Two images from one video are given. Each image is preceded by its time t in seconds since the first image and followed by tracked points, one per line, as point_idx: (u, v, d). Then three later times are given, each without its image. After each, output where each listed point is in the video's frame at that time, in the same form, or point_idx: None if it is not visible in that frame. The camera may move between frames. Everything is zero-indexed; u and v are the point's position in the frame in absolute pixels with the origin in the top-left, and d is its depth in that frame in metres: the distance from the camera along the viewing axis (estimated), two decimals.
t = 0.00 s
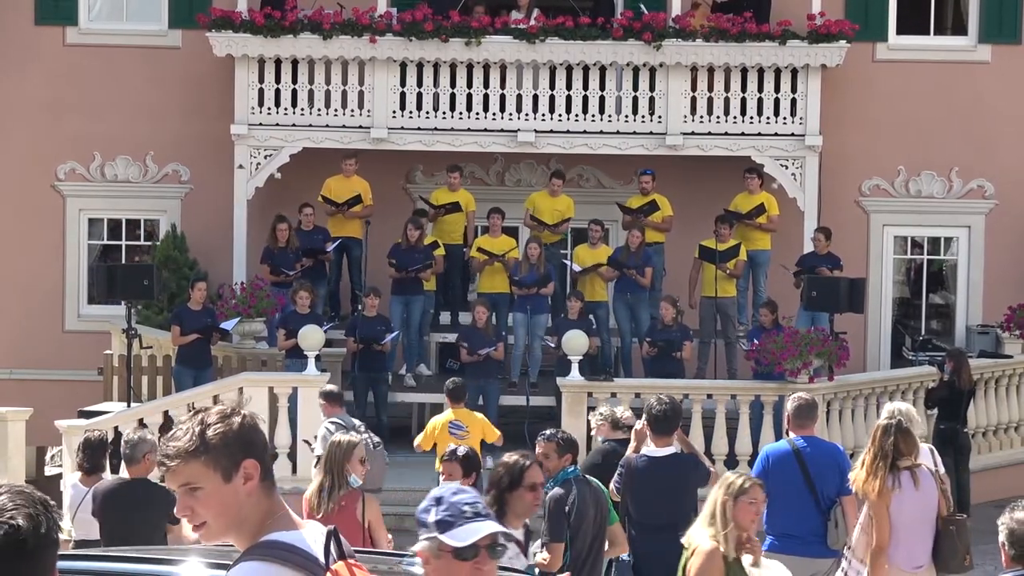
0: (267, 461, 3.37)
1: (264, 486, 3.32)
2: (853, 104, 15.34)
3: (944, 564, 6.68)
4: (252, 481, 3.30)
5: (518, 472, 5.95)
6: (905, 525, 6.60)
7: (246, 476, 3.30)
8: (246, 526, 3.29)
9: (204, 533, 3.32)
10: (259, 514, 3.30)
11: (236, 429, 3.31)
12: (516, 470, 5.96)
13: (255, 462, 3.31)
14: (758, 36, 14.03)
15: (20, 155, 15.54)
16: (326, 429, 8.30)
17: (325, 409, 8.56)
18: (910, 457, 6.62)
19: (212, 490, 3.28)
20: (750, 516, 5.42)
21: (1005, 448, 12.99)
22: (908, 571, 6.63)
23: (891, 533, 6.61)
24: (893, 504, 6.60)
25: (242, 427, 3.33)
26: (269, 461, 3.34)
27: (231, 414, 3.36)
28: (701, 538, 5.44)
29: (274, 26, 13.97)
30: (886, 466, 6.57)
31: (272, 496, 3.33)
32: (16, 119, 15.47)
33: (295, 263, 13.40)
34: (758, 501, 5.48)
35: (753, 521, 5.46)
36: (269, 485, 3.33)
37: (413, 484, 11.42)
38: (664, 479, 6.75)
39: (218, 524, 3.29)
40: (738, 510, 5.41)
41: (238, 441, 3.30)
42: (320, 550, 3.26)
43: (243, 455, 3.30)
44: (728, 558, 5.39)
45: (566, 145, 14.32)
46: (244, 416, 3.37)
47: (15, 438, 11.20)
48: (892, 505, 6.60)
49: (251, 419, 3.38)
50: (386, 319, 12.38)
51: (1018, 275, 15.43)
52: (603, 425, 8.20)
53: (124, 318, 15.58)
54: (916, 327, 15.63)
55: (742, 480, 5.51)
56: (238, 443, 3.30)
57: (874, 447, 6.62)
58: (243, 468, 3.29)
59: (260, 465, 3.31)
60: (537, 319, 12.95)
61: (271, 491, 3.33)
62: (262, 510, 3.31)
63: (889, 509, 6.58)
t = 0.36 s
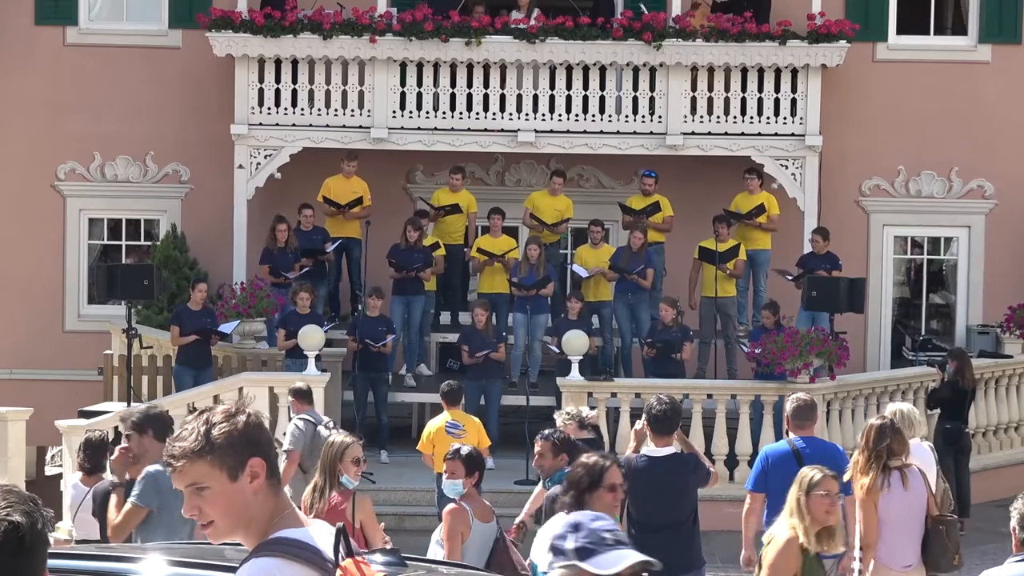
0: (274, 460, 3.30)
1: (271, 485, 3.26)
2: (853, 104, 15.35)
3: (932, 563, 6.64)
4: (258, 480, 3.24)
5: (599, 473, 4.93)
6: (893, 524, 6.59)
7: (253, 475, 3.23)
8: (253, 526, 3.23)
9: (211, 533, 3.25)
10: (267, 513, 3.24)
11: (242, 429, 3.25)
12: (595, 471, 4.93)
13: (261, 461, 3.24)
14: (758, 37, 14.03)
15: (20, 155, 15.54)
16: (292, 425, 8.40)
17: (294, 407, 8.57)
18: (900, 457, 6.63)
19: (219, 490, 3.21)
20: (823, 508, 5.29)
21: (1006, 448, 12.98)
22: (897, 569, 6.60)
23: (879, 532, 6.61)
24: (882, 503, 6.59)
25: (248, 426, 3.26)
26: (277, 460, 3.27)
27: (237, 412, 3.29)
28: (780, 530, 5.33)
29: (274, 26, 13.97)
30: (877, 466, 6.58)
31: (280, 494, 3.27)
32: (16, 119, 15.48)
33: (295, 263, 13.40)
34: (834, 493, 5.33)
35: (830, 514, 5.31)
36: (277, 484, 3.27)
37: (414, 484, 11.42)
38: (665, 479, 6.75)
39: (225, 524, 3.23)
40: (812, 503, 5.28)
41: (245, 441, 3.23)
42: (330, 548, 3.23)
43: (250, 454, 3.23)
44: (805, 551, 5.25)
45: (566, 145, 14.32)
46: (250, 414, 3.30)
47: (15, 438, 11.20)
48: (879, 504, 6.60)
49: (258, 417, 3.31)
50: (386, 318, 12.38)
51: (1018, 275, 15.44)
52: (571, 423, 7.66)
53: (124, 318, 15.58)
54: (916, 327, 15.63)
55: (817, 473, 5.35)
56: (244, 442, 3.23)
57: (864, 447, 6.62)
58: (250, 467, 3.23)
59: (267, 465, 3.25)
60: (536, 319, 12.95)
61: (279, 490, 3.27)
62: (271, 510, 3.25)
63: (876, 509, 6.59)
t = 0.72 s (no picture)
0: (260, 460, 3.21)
1: (255, 487, 3.17)
2: (852, 104, 15.35)
3: (926, 560, 6.58)
4: (240, 484, 3.15)
5: (679, 464, 5.27)
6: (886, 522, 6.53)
7: (234, 480, 3.15)
8: (244, 529, 3.17)
9: (205, 539, 3.20)
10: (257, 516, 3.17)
11: (220, 434, 3.16)
12: (673, 464, 5.28)
13: (241, 464, 3.15)
14: (758, 37, 14.03)
15: (20, 155, 15.54)
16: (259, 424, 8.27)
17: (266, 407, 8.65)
18: (892, 454, 6.61)
19: (203, 499, 3.14)
20: (869, 505, 5.39)
21: (1007, 448, 12.97)
22: (888, 566, 6.52)
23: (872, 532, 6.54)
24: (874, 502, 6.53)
25: (227, 429, 3.18)
26: (258, 462, 3.18)
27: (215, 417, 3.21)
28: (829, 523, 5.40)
29: (274, 26, 13.98)
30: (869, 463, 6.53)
31: (266, 497, 3.20)
32: (16, 119, 15.48)
33: (294, 264, 13.39)
34: (879, 489, 5.43)
35: (874, 509, 5.42)
36: (262, 487, 3.19)
37: (414, 484, 11.41)
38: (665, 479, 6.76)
39: (216, 530, 3.16)
40: (857, 497, 5.39)
41: (224, 445, 3.15)
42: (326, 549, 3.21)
43: (229, 459, 3.14)
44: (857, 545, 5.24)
45: (566, 145, 14.31)
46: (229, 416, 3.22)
47: (15, 438, 11.20)
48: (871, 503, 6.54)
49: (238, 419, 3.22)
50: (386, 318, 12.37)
51: (1018, 275, 15.43)
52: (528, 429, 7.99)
53: (124, 318, 15.57)
54: (916, 327, 15.62)
55: (862, 468, 5.47)
56: (223, 446, 3.15)
57: (854, 445, 6.58)
58: (230, 472, 3.14)
59: (248, 468, 3.16)
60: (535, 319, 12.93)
61: (265, 493, 3.19)
62: (259, 515, 3.18)
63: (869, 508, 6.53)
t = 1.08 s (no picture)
0: (200, 476, 3.25)
1: (199, 504, 3.24)
2: (852, 104, 15.35)
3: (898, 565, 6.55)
4: (183, 502, 3.22)
5: (743, 472, 5.63)
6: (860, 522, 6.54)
7: (176, 500, 3.22)
8: (202, 541, 3.25)
9: (177, 552, 3.30)
10: (209, 529, 3.25)
11: (153, 458, 3.24)
12: (738, 471, 5.63)
13: (179, 484, 3.22)
14: (758, 36, 14.02)
15: (19, 156, 15.55)
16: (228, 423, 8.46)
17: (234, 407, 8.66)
18: (870, 456, 6.69)
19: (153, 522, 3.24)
20: (920, 503, 5.53)
21: (1007, 448, 12.96)
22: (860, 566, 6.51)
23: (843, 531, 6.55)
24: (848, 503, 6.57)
25: (162, 451, 3.25)
26: (196, 479, 3.23)
27: (154, 439, 3.29)
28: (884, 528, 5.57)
29: (274, 26, 13.98)
30: (848, 462, 6.59)
31: (214, 511, 3.25)
32: (17, 120, 15.49)
33: (293, 263, 13.39)
34: (930, 486, 5.54)
35: (927, 507, 5.55)
36: (207, 501, 3.24)
37: (414, 484, 11.41)
38: (666, 479, 6.76)
39: (176, 543, 3.27)
40: (908, 497, 5.53)
41: (158, 467, 3.23)
42: (280, 554, 3.19)
43: (163, 481, 3.21)
44: (914, 549, 5.48)
45: (566, 145, 14.32)
46: (168, 437, 3.29)
47: (15, 438, 11.20)
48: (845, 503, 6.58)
49: (175, 438, 3.28)
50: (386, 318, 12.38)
51: (1018, 275, 15.44)
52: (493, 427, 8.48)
53: (125, 318, 15.58)
54: (916, 327, 15.63)
55: (912, 466, 5.57)
56: (157, 469, 3.22)
57: (835, 442, 6.66)
58: (168, 493, 3.21)
59: (185, 486, 3.22)
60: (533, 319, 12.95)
61: (211, 506, 3.25)
62: (209, 530, 3.25)
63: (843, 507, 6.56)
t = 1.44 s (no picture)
0: (182, 483, 3.35)
1: (184, 509, 3.33)
2: (852, 104, 15.35)
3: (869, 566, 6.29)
4: (168, 510, 3.32)
5: (805, 470, 5.53)
6: (828, 524, 6.33)
7: (162, 508, 3.32)
8: (191, 547, 3.35)
9: (172, 560, 3.39)
10: (196, 534, 3.34)
11: (135, 469, 3.35)
12: (801, 468, 5.54)
13: (163, 493, 3.32)
14: (758, 36, 14.02)
15: (19, 156, 15.54)
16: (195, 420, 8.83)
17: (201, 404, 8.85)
18: (843, 461, 6.54)
19: (143, 532, 3.35)
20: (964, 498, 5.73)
21: (1007, 448, 12.95)
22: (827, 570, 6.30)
23: (812, 533, 6.35)
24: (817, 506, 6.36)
25: (143, 462, 3.37)
26: (179, 485, 3.34)
27: (135, 450, 3.40)
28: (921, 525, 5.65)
29: (274, 26, 13.98)
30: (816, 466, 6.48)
31: (200, 517, 3.35)
32: (16, 120, 15.49)
33: (292, 263, 13.40)
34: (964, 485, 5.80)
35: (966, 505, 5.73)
36: (193, 507, 3.34)
37: (414, 484, 11.41)
38: (666, 479, 6.77)
39: (167, 550, 3.37)
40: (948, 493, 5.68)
41: (141, 477, 3.34)
42: (267, 558, 3.28)
43: (147, 491, 3.32)
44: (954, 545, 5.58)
45: (566, 145, 14.32)
46: (148, 447, 3.40)
47: (15, 439, 11.20)
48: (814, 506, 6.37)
49: (156, 447, 3.40)
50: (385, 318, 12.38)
51: (1018, 274, 15.44)
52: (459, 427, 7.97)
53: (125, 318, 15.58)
54: (916, 327, 15.63)
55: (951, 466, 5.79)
56: (140, 480, 3.33)
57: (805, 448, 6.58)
58: (153, 502, 3.32)
59: (169, 494, 3.32)
60: (532, 318, 12.99)
61: (197, 512, 3.35)
62: (197, 535, 3.34)
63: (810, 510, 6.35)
